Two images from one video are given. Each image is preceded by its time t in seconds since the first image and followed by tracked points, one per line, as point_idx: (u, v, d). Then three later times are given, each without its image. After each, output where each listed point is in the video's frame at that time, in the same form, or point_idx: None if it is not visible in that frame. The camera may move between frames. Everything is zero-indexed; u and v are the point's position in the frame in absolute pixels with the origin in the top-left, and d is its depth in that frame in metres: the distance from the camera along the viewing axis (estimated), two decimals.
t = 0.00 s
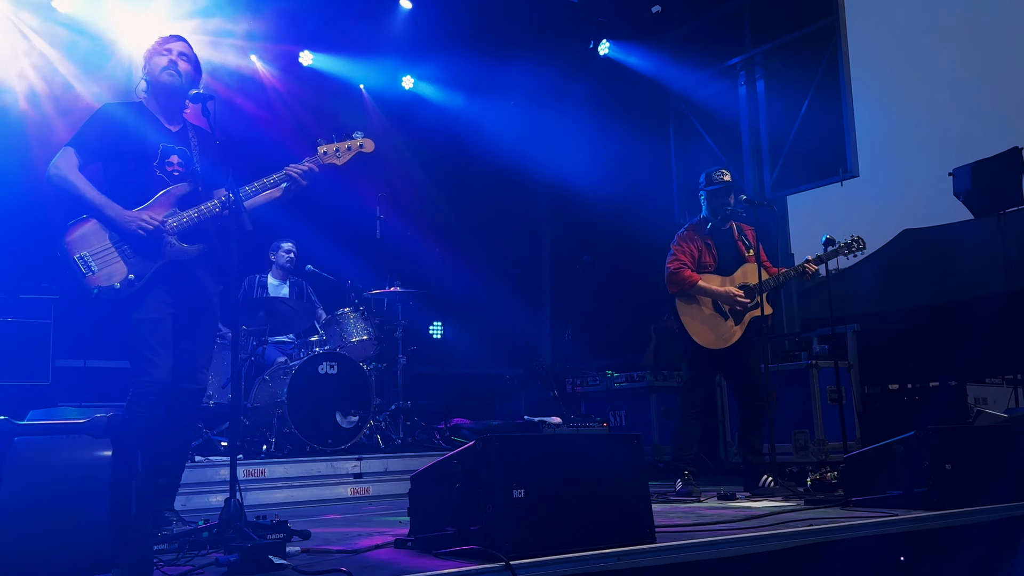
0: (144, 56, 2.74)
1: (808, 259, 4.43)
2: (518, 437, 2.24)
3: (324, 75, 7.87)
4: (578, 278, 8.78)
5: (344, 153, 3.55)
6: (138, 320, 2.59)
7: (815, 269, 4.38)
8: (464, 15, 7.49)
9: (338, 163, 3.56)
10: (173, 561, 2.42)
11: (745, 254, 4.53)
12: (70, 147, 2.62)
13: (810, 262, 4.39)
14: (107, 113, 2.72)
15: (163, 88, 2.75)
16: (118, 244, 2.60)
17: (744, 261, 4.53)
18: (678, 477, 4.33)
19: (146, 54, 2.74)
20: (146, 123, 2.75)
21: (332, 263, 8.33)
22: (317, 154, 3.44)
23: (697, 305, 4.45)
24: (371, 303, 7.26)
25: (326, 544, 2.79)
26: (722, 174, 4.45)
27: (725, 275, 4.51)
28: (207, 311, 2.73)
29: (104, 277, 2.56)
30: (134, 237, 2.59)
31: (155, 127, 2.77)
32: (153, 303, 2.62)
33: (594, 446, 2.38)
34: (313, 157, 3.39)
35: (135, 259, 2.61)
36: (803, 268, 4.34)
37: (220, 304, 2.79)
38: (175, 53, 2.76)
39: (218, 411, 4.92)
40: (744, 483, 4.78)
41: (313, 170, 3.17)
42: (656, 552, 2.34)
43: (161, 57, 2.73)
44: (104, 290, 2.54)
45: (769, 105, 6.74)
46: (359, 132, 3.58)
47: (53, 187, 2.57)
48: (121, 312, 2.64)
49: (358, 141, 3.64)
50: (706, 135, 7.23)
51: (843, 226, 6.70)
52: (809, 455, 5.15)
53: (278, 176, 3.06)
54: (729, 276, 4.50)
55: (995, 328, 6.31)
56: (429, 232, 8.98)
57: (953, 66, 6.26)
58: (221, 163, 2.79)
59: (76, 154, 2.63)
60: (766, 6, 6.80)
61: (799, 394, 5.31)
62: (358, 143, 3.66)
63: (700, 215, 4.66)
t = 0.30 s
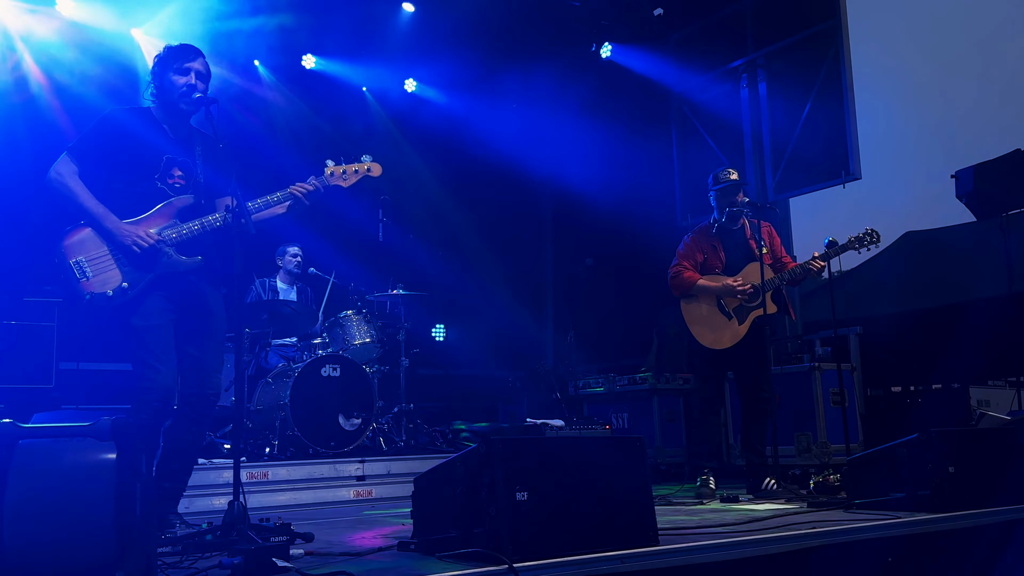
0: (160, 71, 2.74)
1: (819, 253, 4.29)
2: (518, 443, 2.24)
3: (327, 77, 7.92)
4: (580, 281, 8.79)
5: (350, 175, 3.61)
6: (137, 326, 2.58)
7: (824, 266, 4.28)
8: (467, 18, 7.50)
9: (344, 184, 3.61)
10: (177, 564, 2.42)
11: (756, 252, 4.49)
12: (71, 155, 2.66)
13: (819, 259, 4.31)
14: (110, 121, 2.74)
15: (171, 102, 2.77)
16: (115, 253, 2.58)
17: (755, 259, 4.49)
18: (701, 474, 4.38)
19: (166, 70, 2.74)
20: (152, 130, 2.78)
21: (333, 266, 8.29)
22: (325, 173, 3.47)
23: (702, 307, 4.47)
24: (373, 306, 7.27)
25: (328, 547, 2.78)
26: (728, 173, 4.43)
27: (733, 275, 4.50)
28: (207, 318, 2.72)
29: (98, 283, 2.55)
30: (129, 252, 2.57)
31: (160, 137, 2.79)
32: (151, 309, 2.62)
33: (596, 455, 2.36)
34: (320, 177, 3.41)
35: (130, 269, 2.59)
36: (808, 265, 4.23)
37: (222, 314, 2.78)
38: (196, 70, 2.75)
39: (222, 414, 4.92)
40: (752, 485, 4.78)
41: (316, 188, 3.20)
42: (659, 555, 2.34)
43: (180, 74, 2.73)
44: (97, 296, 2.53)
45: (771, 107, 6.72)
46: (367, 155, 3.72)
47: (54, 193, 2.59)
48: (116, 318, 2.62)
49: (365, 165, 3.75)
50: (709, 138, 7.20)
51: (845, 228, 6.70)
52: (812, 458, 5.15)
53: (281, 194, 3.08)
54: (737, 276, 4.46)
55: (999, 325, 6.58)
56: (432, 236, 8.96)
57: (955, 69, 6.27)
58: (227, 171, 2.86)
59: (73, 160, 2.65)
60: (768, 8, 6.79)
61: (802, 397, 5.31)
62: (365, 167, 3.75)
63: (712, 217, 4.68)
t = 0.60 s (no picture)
0: (172, 77, 2.78)
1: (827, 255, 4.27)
2: (523, 446, 2.25)
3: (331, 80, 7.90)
4: (583, 284, 8.79)
5: (360, 189, 3.56)
6: (141, 330, 2.59)
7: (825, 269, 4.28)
8: (470, 20, 7.50)
9: (352, 199, 3.57)
10: (182, 566, 2.43)
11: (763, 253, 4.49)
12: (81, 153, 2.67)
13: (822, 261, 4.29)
14: (118, 123, 2.73)
15: (177, 108, 2.81)
16: (119, 254, 2.62)
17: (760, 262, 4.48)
18: (707, 476, 4.35)
19: (178, 76, 2.77)
20: (157, 136, 2.77)
21: (337, 269, 8.38)
22: (331, 188, 3.43)
23: (705, 308, 4.48)
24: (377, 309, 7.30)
25: (333, 550, 2.79)
26: (734, 174, 4.49)
27: (739, 277, 4.49)
28: (212, 322, 2.69)
29: (101, 286, 2.60)
30: (140, 250, 2.60)
31: (167, 141, 2.79)
32: (155, 314, 2.62)
33: (601, 455, 2.37)
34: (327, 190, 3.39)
35: (134, 271, 2.64)
36: (811, 267, 4.25)
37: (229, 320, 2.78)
38: (207, 77, 2.77)
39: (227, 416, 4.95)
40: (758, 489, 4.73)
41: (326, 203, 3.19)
42: (664, 557, 2.34)
43: (193, 82, 2.76)
44: (98, 299, 2.59)
45: (774, 109, 6.72)
46: (376, 169, 3.69)
47: (63, 194, 2.60)
48: (119, 320, 2.66)
49: (375, 177, 3.74)
50: (712, 140, 7.20)
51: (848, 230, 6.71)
52: (816, 460, 5.14)
53: (291, 204, 3.10)
54: (742, 279, 4.45)
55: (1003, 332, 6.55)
56: (435, 239, 8.98)
57: (958, 72, 6.29)
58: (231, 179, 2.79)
59: (83, 160, 2.66)
60: (771, 10, 6.78)
61: (805, 400, 5.30)
62: (374, 180, 3.72)
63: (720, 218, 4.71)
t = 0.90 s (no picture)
0: (177, 75, 2.78)
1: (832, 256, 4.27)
2: (528, 447, 2.25)
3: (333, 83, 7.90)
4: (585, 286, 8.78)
5: (363, 173, 3.57)
6: (146, 327, 2.60)
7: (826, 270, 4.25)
8: (472, 23, 7.50)
9: (356, 183, 3.56)
10: (186, 568, 2.42)
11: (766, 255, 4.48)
12: (86, 152, 2.68)
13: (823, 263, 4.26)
14: (122, 122, 2.74)
15: (182, 108, 2.83)
16: (125, 250, 2.61)
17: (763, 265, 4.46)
18: (711, 477, 4.35)
19: (183, 76, 2.77)
20: (160, 133, 2.77)
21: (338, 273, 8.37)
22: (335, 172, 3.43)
23: (710, 312, 4.49)
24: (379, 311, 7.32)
25: (336, 552, 2.78)
26: (737, 177, 4.49)
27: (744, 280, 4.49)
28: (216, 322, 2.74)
29: (110, 282, 2.57)
30: (143, 247, 2.59)
31: (170, 138, 2.79)
32: (161, 312, 2.63)
33: (603, 455, 2.37)
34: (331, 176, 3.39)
35: (141, 267, 2.62)
36: (814, 269, 4.25)
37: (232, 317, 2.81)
38: (213, 77, 2.79)
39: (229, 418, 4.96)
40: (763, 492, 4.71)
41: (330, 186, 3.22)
42: (668, 560, 2.33)
43: (199, 84, 2.77)
44: (108, 295, 2.55)
45: (777, 110, 6.72)
46: (379, 153, 3.66)
47: (69, 191, 2.61)
48: (126, 319, 2.62)
49: (378, 162, 3.70)
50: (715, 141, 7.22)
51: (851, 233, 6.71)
52: (819, 462, 5.12)
53: (296, 194, 3.10)
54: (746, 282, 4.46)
55: (1006, 332, 6.65)
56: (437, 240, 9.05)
57: (962, 72, 6.27)
58: (235, 178, 2.79)
59: (88, 158, 2.68)
60: (774, 12, 6.77)
61: (809, 401, 5.29)
62: (378, 165, 3.69)
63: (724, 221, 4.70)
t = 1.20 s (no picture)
0: (182, 79, 2.78)
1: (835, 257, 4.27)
2: (531, 452, 2.25)
3: (335, 86, 7.88)
4: (588, 287, 8.79)
5: (367, 178, 3.55)
6: (151, 330, 2.60)
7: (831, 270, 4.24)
8: (475, 26, 7.51)
9: (361, 188, 3.55)
10: (188, 569, 2.42)
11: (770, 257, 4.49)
12: (89, 156, 2.68)
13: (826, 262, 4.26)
14: (126, 125, 2.74)
15: (186, 111, 2.82)
16: (128, 253, 2.60)
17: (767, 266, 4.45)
18: (714, 478, 4.32)
19: (188, 80, 2.77)
20: (164, 137, 2.78)
21: (342, 272, 8.46)
22: (341, 177, 3.45)
23: (715, 315, 4.46)
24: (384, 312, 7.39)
25: (340, 553, 2.78)
26: (739, 181, 4.49)
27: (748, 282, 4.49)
28: (220, 325, 2.72)
29: (112, 286, 2.56)
30: (146, 251, 2.59)
31: (174, 142, 2.79)
32: (164, 315, 2.63)
33: (607, 457, 2.37)
34: (336, 181, 3.40)
35: (144, 271, 2.61)
36: (817, 269, 4.25)
37: (235, 320, 2.80)
38: (218, 82, 2.79)
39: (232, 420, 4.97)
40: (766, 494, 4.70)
41: (331, 193, 3.20)
42: (673, 561, 2.33)
43: (204, 88, 2.77)
44: (111, 299, 2.55)
45: (779, 112, 6.73)
46: (383, 159, 3.65)
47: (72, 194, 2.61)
48: (130, 321, 2.64)
49: (382, 168, 3.69)
50: (717, 143, 7.23)
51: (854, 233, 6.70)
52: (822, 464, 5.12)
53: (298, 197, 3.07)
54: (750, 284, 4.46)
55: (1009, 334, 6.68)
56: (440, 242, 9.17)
57: (966, 74, 6.28)
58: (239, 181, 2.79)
59: (92, 162, 2.67)
60: (776, 14, 6.78)
61: (812, 404, 5.29)
62: (382, 171, 3.68)
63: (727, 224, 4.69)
